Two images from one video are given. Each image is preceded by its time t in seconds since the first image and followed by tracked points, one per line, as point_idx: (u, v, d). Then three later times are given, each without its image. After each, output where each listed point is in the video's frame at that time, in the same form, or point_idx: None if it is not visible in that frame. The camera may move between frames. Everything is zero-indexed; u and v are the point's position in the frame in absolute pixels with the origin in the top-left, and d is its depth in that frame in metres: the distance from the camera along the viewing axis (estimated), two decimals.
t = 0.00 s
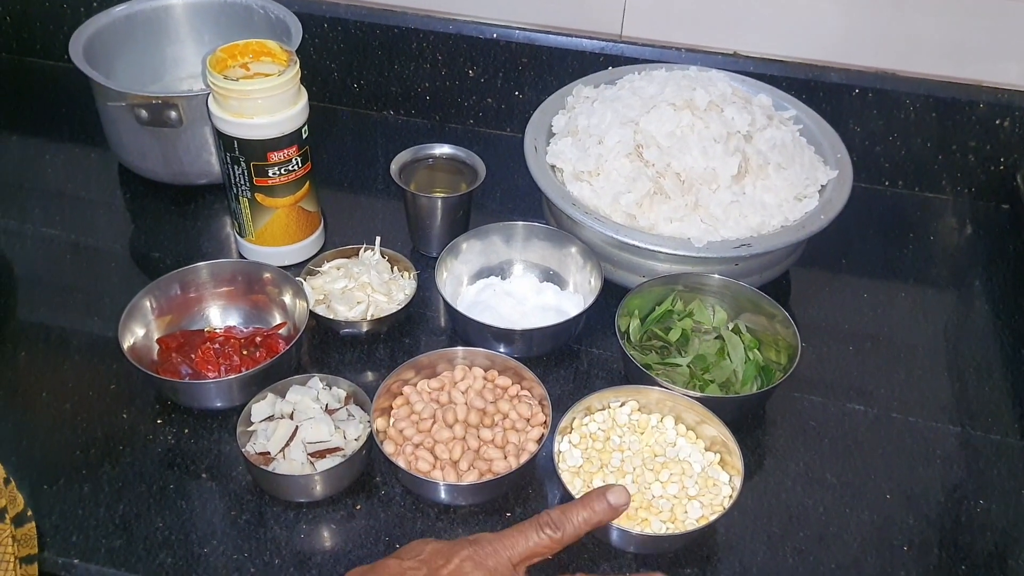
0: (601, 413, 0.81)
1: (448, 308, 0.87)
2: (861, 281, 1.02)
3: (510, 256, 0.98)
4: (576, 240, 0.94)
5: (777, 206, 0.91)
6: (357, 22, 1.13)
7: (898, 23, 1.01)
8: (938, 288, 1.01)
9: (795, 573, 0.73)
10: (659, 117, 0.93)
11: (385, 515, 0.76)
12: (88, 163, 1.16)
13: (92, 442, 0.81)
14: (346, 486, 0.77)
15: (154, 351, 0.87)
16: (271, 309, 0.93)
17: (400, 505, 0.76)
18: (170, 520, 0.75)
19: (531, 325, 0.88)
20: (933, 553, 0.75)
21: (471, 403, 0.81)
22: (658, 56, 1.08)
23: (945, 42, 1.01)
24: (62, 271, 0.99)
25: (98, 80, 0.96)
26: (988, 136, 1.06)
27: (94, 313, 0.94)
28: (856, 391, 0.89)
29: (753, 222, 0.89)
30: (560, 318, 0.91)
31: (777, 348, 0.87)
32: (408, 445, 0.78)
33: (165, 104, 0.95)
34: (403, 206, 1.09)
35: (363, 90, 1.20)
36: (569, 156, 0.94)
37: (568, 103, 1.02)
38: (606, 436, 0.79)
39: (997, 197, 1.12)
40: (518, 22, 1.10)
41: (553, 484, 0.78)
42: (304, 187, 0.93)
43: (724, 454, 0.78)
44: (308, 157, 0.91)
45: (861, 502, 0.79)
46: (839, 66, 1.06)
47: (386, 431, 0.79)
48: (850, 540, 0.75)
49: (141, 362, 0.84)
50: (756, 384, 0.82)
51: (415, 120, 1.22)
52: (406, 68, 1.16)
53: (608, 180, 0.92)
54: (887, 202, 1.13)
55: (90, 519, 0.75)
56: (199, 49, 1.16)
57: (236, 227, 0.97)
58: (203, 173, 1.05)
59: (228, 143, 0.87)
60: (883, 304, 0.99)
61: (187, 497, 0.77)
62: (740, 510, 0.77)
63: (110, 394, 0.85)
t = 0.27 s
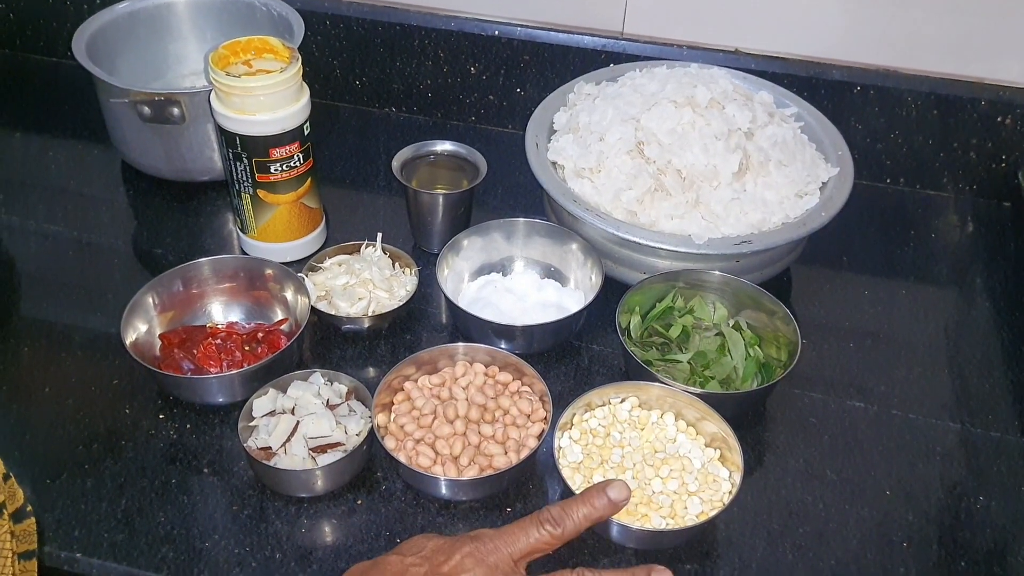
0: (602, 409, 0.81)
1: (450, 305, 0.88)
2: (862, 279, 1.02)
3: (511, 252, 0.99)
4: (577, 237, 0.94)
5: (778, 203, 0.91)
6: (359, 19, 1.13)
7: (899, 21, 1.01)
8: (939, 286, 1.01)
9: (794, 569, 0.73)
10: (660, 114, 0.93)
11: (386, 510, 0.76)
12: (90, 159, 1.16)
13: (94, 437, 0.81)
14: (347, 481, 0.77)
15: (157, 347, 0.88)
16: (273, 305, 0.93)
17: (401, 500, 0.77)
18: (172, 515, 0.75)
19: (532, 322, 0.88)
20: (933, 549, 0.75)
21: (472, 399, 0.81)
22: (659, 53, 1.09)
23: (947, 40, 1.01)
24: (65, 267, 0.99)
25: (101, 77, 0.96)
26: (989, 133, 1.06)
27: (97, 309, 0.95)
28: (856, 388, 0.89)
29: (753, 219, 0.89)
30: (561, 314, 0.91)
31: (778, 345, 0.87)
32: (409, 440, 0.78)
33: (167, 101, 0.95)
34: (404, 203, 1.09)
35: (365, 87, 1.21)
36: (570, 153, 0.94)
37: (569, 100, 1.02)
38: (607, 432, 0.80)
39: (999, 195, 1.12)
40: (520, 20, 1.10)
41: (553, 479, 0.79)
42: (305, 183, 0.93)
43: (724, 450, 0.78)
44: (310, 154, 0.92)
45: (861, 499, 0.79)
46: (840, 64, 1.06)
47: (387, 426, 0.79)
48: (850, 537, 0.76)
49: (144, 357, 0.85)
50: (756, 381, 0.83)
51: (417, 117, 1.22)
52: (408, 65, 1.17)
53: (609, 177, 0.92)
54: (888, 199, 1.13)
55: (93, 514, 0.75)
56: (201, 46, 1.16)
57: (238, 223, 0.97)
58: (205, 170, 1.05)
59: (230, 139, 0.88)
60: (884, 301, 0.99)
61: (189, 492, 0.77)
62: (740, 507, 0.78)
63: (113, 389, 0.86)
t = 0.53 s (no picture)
0: (604, 405, 0.81)
1: (452, 301, 0.88)
2: (865, 276, 1.02)
3: (513, 249, 0.99)
4: (580, 234, 0.94)
5: (781, 200, 0.91)
6: (362, 16, 1.13)
7: (903, 18, 1.01)
8: (942, 284, 1.01)
9: (796, 565, 0.73)
10: (663, 111, 0.93)
11: (388, 506, 0.76)
12: (94, 156, 1.17)
13: (97, 433, 0.81)
14: (350, 477, 0.77)
15: (159, 343, 0.88)
16: (276, 302, 0.93)
17: (403, 496, 0.77)
18: (174, 510, 0.76)
19: (534, 319, 0.88)
20: (935, 547, 0.75)
21: (474, 395, 0.81)
22: (662, 50, 1.08)
23: (951, 37, 1.01)
24: (68, 264, 1.00)
25: (104, 73, 0.96)
26: (993, 131, 1.06)
27: (100, 305, 0.95)
28: (859, 386, 0.89)
29: (756, 216, 0.89)
30: (563, 311, 0.91)
31: (780, 342, 0.87)
32: (411, 436, 0.78)
33: (170, 97, 0.96)
34: (407, 200, 1.09)
35: (368, 83, 1.21)
36: (573, 150, 0.94)
37: (572, 96, 1.02)
38: (609, 429, 0.80)
39: (1003, 193, 1.11)
40: (523, 16, 1.10)
41: (556, 476, 0.79)
42: (308, 180, 0.93)
43: (726, 447, 0.78)
44: (313, 151, 0.92)
45: (863, 496, 0.79)
46: (844, 61, 1.06)
47: (390, 422, 0.79)
48: (852, 534, 0.76)
49: (146, 353, 0.85)
50: (759, 378, 0.83)
51: (419, 114, 1.22)
52: (411, 61, 1.17)
53: (612, 173, 0.92)
54: (892, 197, 1.13)
55: (96, 509, 0.75)
56: (204, 42, 1.17)
57: (241, 220, 0.97)
58: (208, 166, 1.05)
59: (233, 135, 0.88)
60: (887, 299, 0.99)
61: (191, 487, 0.77)
62: (742, 503, 0.78)
63: (116, 385, 0.86)
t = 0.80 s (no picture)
0: (610, 403, 0.81)
1: (459, 299, 0.88)
2: (871, 275, 1.02)
3: (520, 247, 0.99)
4: (586, 232, 0.94)
5: (787, 198, 0.91)
6: (369, 14, 1.13)
7: (910, 16, 1.00)
8: (949, 283, 1.01)
9: (802, 563, 0.73)
10: (669, 110, 0.93)
11: (395, 503, 0.76)
12: (101, 153, 1.17)
13: (105, 429, 0.82)
14: (356, 474, 0.77)
15: (167, 340, 0.88)
16: (283, 299, 0.93)
17: (409, 493, 0.77)
18: (182, 506, 0.76)
19: (540, 317, 0.88)
20: (941, 545, 0.75)
21: (480, 393, 0.81)
22: (669, 49, 1.08)
23: (958, 35, 1.01)
24: (76, 261, 1.00)
25: (112, 70, 0.96)
26: (1000, 130, 1.06)
27: (108, 302, 0.95)
28: (865, 384, 0.89)
29: (763, 215, 0.89)
30: (569, 309, 0.91)
31: (786, 340, 0.87)
32: (418, 433, 0.78)
33: (178, 94, 0.96)
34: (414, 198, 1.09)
35: (375, 82, 1.21)
36: (579, 148, 0.94)
37: (578, 95, 1.02)
38: (615, 427, 0.80)
39: (1010, 192, 1.11)
40: (530, 15, 1.10)
41: (562, 474, 0.79)
42: (315, 178, 0.93)
43: (732, 445, 0.78)
44: (320, 149, 0.92)
45: (869, 494, 0.79)
46: (850, 59, 1.06)
47: (396, 420, 0.80)
48: (858, 532, 0.76)
49: (154, 350, 0.85)
50: (765, 376, 0.83)
51: (426, 112, 1.22)
52: (418, 60, 1.17)
53: (618, 172, 0.92)
54: (898, 196, 1.13)
55: (104, 505, 0.76)
56: (211, 40, 1.17)
57: (248, 217, 0.98)
58: (215, 164, 1.06)
59: (240, 133, 0.88)
60: (893, 298, 0.99)
61: (199, 483, 0.78)
62: (748, 501, 0.78)
63: (124, 382, 0.86)
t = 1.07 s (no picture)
0: (614, 404, 0.81)
1: (462, 299, 0.88)
2: (875, 276, 1.01)
3: (523, 248, 0.99)
4: (590, 233, 0.94)
5: (792, 199, 0.90)
6: (373, 15, 1.13)
7: (915, 17, 1.00)
8: (953, 284, 1.01)
9: (806, 565, 0.73)
10: (674, 110, 0.93)
11: (398, 503, 0.76)
12: (106, 154, 1.17)
13: (110, 429, 0.82)
14: (360, 474, 0.77)
15: (172, 340, 0.88)
16: (288, 299, 0.93)
17: (413, 494, 0.77)
18: (186, 506, 0.76)
19: (544, 317, 0.88)
20: (945, 547, 0.75)
21: (484, 393, 0.81)
22: (673, 50, 1.08)
23: (963, 36, 1.00)
24: (80, 261, 1.00)
25: (117, 71, 0.97)
26: (1005, 131, 1.06)
27: (112, 302, 0.95)
28: (869, 385, 0.88)
29: (767, 216, 0.89)
30: (573, 310, 0.91)
31: (791, 341, 0.87)
32: (422, 434, 0.78)
33: (183, 95, 0.96)
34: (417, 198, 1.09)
35: (379, 82, 1.21)
36: (583, 149, 0.94)
37: (582, 96, 1.02)
38: (619, 427, 0.80)
39: (1015, 193, 1.11)
40: (534, 16, 1.10)
41: (565, 474, 0.79)
42: (320, 178, 0.93)
43: (736, 446, 0.78)
44: (324, 149, 0.92)
45: (873, 496, 0.79)
46: (855, 60, 1.06)
47: (400, 420, 0.80)
48: (862, 533, 0.76)
49: (159, 350, 0.86)
50: (769, 377, 0.83)
51: (430, 113, 1.22)
52: (421, 60, 1.17)
53: (622, 172, 0.92)
54: (902, 197, 1.12)
55: (108, 504, 0.76)
56: (216, 41, 1.17)
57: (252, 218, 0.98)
58: (219, 164, 1.06)
59: (245, 134, 0.88)
60: (897, 299, 0.99)
61: (203, 483, 0.78)
62: (752, 502, 0.78)
63: (129, 381, 0.87)
